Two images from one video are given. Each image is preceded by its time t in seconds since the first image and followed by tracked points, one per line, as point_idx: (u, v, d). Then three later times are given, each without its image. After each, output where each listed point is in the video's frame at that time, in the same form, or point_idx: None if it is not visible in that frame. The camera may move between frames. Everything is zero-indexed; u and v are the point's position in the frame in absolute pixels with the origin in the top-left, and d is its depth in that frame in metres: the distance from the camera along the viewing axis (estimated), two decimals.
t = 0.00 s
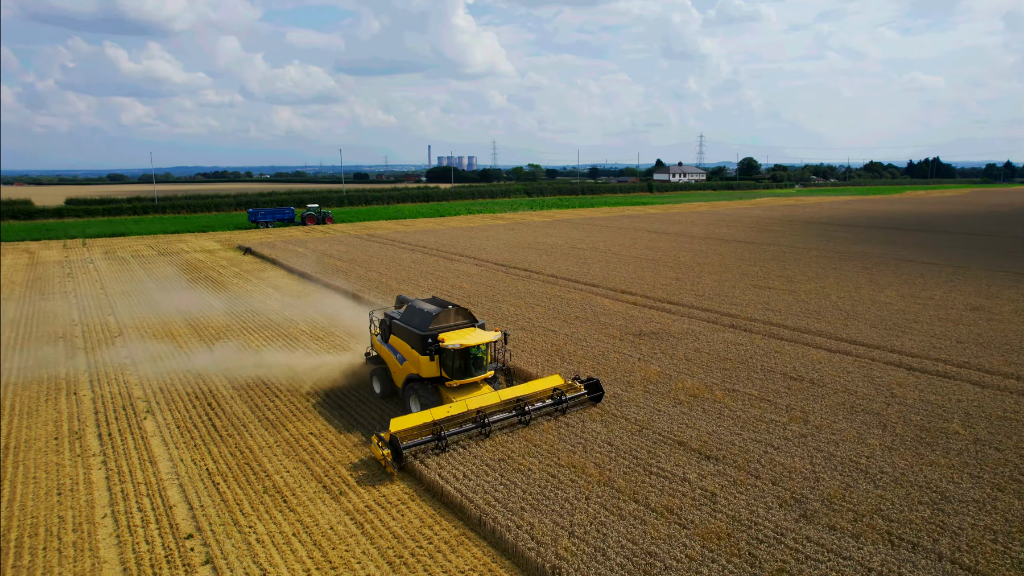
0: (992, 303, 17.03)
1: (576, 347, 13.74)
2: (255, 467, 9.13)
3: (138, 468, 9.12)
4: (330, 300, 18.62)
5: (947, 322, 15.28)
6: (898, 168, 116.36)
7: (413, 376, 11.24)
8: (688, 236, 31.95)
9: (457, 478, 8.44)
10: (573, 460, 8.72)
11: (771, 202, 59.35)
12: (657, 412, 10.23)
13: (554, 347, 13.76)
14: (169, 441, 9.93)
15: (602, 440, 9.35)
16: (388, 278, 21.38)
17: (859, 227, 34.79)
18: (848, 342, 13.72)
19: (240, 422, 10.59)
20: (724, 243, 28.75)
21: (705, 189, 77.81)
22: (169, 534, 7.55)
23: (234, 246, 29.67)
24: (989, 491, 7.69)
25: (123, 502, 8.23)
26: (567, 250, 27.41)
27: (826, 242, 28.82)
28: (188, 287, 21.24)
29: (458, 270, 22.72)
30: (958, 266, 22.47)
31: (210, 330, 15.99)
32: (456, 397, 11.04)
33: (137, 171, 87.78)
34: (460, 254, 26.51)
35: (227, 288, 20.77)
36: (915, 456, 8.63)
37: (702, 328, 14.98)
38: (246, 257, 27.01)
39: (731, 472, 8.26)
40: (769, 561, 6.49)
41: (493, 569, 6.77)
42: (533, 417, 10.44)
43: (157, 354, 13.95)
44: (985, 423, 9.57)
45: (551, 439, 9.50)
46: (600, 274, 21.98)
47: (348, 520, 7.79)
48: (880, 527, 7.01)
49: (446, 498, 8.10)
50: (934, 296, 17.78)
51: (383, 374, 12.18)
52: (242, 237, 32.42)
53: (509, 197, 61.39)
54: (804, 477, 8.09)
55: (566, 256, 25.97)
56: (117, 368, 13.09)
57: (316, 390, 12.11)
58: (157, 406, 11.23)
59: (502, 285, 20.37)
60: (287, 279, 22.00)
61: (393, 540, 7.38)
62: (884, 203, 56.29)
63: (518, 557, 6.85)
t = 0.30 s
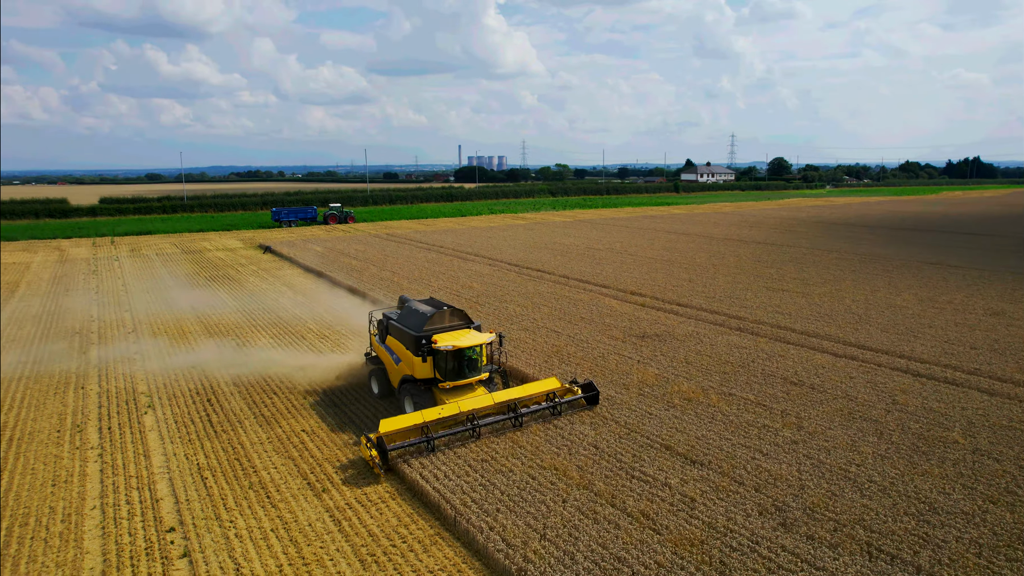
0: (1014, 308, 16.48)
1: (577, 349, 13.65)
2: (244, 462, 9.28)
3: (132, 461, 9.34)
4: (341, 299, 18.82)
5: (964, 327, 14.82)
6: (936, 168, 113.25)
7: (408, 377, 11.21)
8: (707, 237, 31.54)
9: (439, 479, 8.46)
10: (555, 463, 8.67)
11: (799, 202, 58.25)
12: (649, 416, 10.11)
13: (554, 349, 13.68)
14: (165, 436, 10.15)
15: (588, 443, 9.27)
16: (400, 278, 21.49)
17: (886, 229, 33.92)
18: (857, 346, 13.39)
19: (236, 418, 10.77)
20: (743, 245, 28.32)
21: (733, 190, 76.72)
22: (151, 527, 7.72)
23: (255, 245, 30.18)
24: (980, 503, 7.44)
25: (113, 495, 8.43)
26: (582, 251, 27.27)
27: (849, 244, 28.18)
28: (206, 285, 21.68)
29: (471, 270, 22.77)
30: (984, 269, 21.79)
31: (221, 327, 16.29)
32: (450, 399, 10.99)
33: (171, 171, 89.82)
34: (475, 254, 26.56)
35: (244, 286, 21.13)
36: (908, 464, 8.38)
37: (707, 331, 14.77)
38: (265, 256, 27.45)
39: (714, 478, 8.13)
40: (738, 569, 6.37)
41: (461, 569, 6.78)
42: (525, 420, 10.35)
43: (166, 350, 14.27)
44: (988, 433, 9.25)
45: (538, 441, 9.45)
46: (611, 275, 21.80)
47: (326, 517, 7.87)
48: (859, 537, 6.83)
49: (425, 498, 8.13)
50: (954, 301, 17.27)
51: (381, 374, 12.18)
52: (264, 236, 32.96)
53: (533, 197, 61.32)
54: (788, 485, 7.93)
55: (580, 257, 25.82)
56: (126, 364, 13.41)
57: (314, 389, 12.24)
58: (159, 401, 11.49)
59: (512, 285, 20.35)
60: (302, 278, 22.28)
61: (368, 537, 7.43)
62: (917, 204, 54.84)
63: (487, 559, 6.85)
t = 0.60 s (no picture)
0: None
1: (578, 350, 13.55)
2: (235, 458, 9.43)
3: (128, 455, 9.56)
4: (351, 299, 19.01)
5: (981, 333, 14.35)
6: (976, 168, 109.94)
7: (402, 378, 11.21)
8: (728, 238, 31.08)
9: (420, 479, 8.48)
10: (538, 465, 8.63)
11: (828, 203, 57.05)
12: (639, 419, 10.00)
13: (554, 350, 13.62)
14: (163, 430, 10.37)
15: (574, 446, 9.20)
16: (412, 277, 21.62)
17: (915, 231, 32.99)
18: (864, 351, 13.06)
19: (233, 414, 10.95)
20: (763, 246, 27.85)
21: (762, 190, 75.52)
22: (137, 519, 7.89)
23: (276, 244, 30.67)
24: (969, 516, 7.19)
25: (104, 487, 8.64)
26: (598, 252, 27.12)
27: (872, 246, 27.53)
28: (223, 283, 22.09)
29: (483, 270, 22.80)
30: (1012, 274, 21.09)
31: (231, 325, 16.59)
32: (443, 400, 10.96)
33: (205, 171, 91.62)
34: (490, 254, 26.60)
35: (259, 285, 21.50)
36: (900, 473, 8.15)
37: (712, 334, 14.56)
38: (284, 254, 27.87)
39: (695, 483, 8.00)
40: None
41: (430, 569, 6.79)
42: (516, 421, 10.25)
43: (175, 347, 14.58)
44: (989, 443, 8.93)
45: (523, 443, 9.43)
46: (623, 276, 21.63)
47: (306, 513, 7.95)
48: (837, 548, 6.65)
49: (405, 497, 8.16)
50: (974, 306, 16.74)
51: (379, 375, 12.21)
52: (286, 235, 33.49)
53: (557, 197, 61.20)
54: (771, 492, 7.77)
55: (595, 257, 25.69)
56: (136, 359, 13.74)
57: (313, 387, 12.38)
58: (162, 396, 11.74)
59: (522, 285, 20.32)
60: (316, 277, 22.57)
61: (344, 535, 7.48)
62: (953, 206, 53.23)
63: (456, 560, 6.84)
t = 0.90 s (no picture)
0: None
1: (579, 352, 13.46)
2: (227, 453, 9.59)
3: (126, 448, 9.81)
4: (362, 298, 19.19)
5: (999, 339, 13.86)
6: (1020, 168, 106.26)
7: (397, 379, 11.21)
8: (749, 239, 30.58)
9: (403, 479, 8.52)
10: (521, 466, 8.59)
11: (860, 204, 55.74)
12: (630, 422, 9.88)
13: (555, 351, 13.54)
14: (163, 425, 10.61)
15: (561, 448, 9.13)
16: (424, 277, 21.73)
17: (947, 233, 32.02)
18: (872, 357, 12.73)
19: (232, 411, 11.14)
20: (784, 248, 27.34)
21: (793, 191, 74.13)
22: (125, 511, 8.09)
23: (297, 243, 31.14)
24: (956, 529, 6.95)
25: (99, 479, 8.88)
26: (615, 252, 26.92)
27: (898, 248, 26.81)
28: (241, 281, 22.50)
29: (496, 270, 22.81)
30: None
31: (242, 323, 16.88)
32: (436, 401, 10.92)
33: (238, 170, 93.49)
34: (505, 254, 26.61)
35: (275, 283, 21.85)
36: (890, 483, 7.91)
37: (717, 336, 14.35)
38: (304, 253, 28.28)
39: (676, 488, 7.89)
40: None
41: (399, 568, 6.82)
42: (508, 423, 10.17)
43: (185, 344, 14.90)
44: (990, 453, 8.62)
45: (510, 445, 9.41)
46: (637, 277, 21.42)
47: (288, 509, 8.06)
48: (812, 559, 6.49)
49: (386, 495, 8.21)
50: (996, 311, 16.18)
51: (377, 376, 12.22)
52: (308, 234, 33.97)
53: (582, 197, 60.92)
54: (753, 499, 7.61)
55: (611, 258, 25.51)
56: (146, 355, 14.08)
57: (313, 385, 12.53)
58: (166, 391, 12.01)
59: (534, 286, 20.25)
60: (331, 276, 22.85)
61: (321, 531, 7.56)
62: (991, 207, 51.53)
63: (427, 560, 6.85)
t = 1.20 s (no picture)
0: None
1: (581, 354, 13.37)
2: (223, 448, 9.76)
3: (127, 441, 10.07)
4: (375, 297, 19.36)
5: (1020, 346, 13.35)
6: None
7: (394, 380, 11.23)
8: (773, 241, 30.01)
9: (388, 478, 8.57)
10: (505, 467, 8.58)
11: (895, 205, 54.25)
12: (622, 426, 9.77)
13: (557, 352, 13.47)
14: (165, 419, 10.86)
15: (548, 450, 9.08)
16: (438, 276, 21.84)
17: (981, 236, 30.97)
18: (882, 362, 12.38)
19: (233, 407, 11.35)
20: (808, 249, 26.79)
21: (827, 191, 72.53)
22: (117, 502, 8.30)
23: (320, 242, 31.60)
24: (942, 542, 6.71)
25: (97, 470, 9.14)
26: (633, 253, 26.70)
27: (927, 251, 26.03)
28: (260, 279, 22.92)
29: (510, 270, 22.80)
30: None
31: (255, 321, 17.18)
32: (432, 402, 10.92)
33: (273, 170, 95.31)
34: (523, 255, 26.58)
35: (293, 281, 22.20)
36: (880, 493, 7.69)
37: (724, 339, 14.11)
38: (325, 252, 28.67)
39: (658, 492, 7.78)
40: None
41: (372, 566, 6.86)
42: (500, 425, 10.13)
43: (197, 341, 15.22)
44: (990, 464, 8.31)
45: (499, 446, 9.38)
46: (651, 278, 21.19)
47: (272, 504, 8.17)
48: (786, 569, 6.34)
49: (369, 494, 8.27)
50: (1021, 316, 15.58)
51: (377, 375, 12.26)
52: (331, 233, 34.44)
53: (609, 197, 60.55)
54: (734, 506, 7.47)
55: (628, 258, 25.30)
56: (158, 351, 14.43)
57: (314, 384, 12.66)
58: (173, 387, 12.29)
59: (546, 286, 20.18)
60: (348, 275, 23.11)
61: (301, 527, 7.64)
62: None
63: (399, 559, 6.88)
